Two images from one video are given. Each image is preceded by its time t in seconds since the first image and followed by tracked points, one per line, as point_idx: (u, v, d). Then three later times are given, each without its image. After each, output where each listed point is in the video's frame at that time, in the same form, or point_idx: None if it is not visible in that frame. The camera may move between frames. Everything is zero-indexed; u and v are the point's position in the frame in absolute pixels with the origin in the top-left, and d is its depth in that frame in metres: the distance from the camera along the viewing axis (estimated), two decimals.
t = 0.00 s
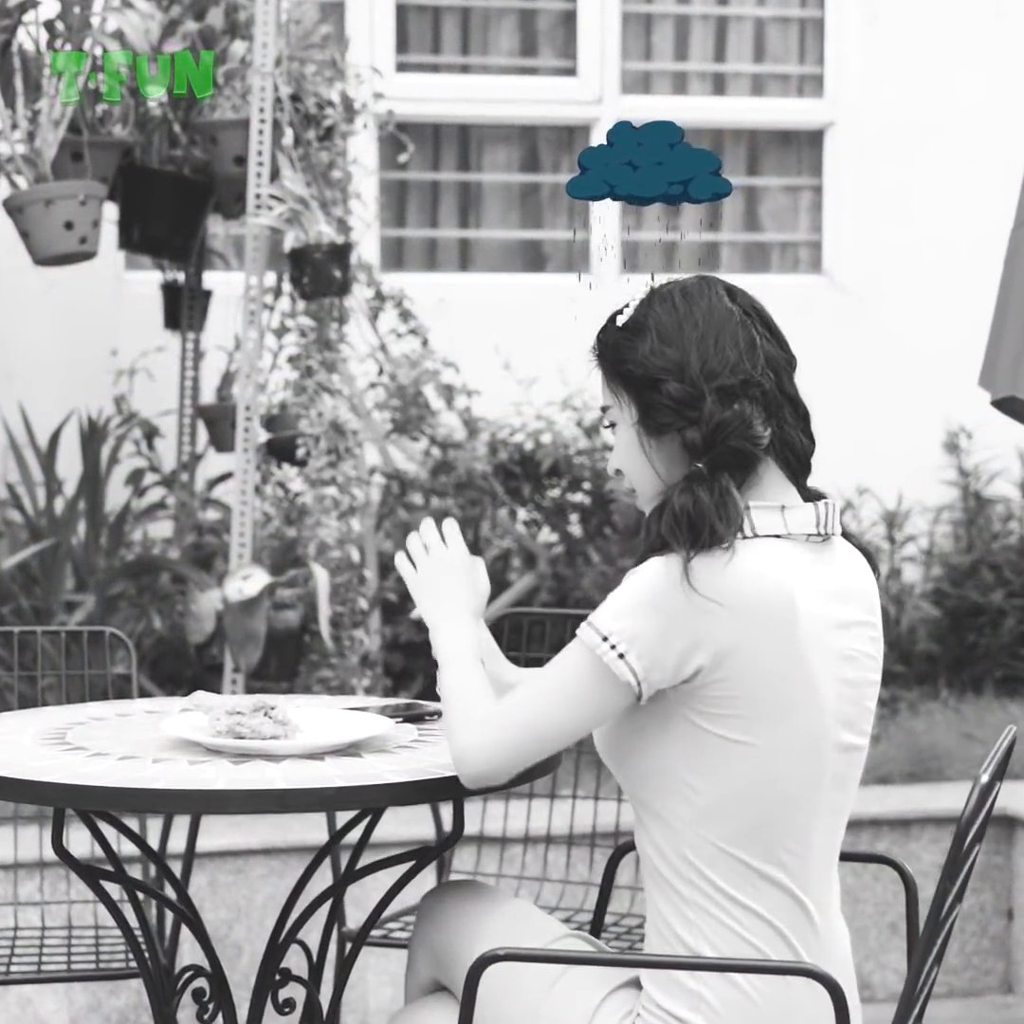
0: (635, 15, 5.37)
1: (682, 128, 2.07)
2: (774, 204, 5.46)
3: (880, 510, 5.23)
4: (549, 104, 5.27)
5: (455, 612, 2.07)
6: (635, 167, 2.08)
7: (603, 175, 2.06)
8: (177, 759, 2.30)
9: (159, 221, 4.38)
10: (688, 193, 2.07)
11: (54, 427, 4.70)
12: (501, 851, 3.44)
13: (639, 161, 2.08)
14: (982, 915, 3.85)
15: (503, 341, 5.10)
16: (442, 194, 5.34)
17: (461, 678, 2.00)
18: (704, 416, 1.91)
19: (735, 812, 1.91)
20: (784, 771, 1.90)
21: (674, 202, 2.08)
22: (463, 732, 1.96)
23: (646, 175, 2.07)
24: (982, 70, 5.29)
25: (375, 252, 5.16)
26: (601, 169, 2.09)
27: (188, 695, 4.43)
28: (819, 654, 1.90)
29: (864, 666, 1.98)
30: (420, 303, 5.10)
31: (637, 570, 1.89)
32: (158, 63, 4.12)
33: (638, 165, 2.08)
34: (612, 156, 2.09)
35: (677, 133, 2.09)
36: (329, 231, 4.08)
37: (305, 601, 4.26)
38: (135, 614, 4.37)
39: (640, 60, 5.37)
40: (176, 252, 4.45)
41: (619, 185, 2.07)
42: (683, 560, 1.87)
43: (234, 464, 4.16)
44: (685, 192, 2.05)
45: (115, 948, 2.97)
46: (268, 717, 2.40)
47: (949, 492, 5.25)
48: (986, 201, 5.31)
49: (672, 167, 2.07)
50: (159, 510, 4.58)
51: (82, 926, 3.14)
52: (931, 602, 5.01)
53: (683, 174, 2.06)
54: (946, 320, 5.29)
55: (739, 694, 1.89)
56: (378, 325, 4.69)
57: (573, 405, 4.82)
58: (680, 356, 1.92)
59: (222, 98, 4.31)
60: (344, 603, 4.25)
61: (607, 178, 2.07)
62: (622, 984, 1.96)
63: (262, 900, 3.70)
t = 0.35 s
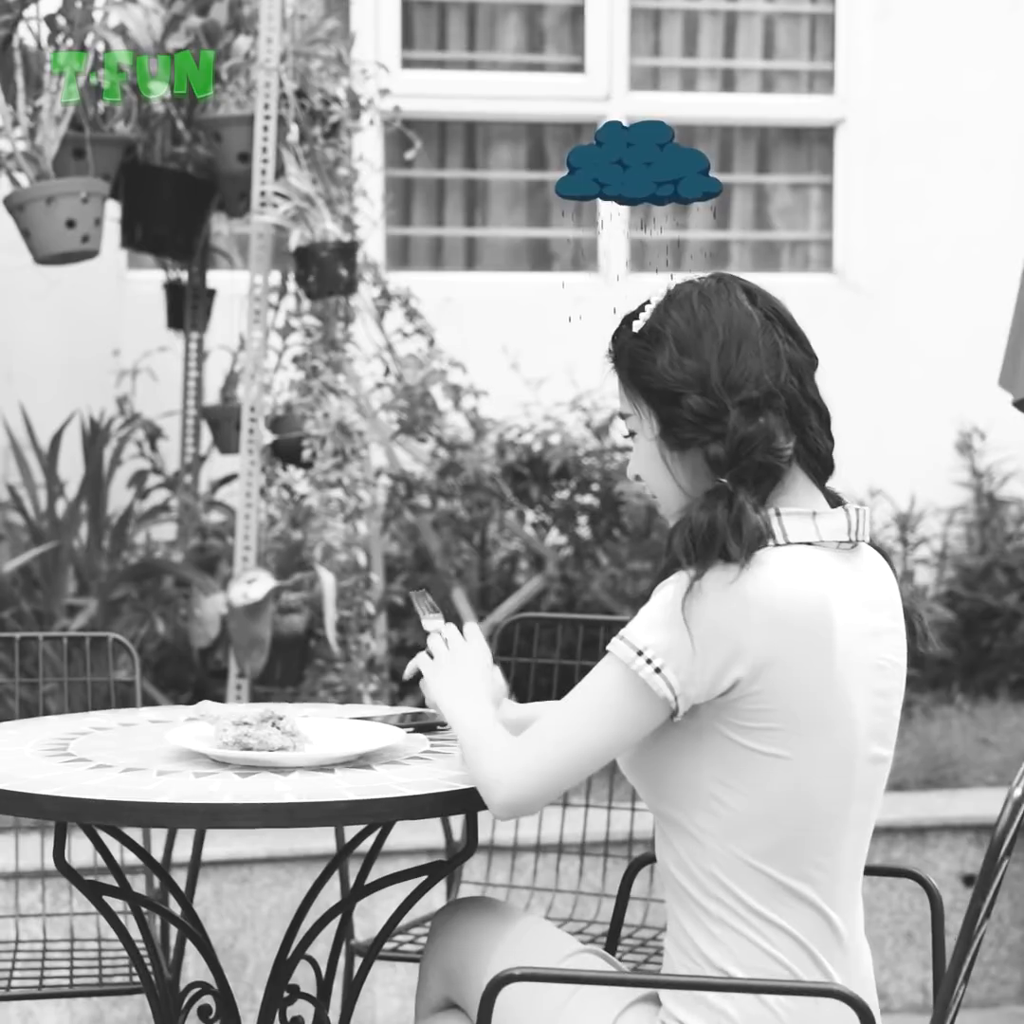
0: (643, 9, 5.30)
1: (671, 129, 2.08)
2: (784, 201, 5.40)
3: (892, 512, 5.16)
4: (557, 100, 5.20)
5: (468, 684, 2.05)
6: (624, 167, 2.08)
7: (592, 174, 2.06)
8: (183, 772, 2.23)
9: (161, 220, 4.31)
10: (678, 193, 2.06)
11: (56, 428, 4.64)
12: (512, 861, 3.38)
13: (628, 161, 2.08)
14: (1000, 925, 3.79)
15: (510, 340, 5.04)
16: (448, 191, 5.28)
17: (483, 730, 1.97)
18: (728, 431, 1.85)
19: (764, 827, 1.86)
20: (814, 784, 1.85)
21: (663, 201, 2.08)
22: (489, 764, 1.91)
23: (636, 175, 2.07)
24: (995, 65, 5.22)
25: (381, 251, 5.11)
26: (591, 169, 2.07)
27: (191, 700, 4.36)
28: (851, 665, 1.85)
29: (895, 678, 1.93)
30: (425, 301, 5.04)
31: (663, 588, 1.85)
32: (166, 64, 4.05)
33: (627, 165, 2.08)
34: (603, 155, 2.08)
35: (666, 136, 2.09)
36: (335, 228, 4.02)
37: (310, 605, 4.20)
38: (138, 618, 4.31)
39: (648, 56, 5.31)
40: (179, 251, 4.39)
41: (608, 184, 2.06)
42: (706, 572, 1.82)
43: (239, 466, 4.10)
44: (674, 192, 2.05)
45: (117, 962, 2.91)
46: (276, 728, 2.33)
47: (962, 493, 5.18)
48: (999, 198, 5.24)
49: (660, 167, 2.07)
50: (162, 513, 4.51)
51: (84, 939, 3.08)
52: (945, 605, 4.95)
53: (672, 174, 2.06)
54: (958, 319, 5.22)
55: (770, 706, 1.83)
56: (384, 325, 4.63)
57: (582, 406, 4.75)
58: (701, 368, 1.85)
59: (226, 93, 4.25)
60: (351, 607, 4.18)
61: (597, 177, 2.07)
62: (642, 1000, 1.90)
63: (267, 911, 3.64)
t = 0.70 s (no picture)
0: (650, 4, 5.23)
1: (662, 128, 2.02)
2: (792, 198, 5.34)
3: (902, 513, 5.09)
4: (563, 96, 5.14)
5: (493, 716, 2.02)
6: (613, 169, 2.03)
7: (580, 173, 2.01)
8: (184, 783, 2.17)
9: (162, 216, 4.25)
10: (666, 194, 2.01)
11: (55, 429, 4.58)
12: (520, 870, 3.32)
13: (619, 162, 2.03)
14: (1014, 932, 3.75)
15: (516, 338, 4.97)
16: (452, 188, 5.22)
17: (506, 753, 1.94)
18: (768, 437, 1.79)
19: (786, 837, 1.80)
20: (837, 794, 1.80)
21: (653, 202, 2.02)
22: (509, 776, 1.87)
23: (624, 175, 2.02)
24: (1008, 59, 5.14)
25: (385, 249, 5.04)
26: (580, 169, 2.03)
27: (192, 704, 4.30)
28: (875, 671, 1.80)
29: (918, 684, 1.88)
30: (430, 299, 4.98)
31: (689, 589, 1.78)
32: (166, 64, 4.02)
33: (615, 166, 2.02)
34: (592, 155, 2.03)
35: (658, 135, 2.04)
36: (338, 225, 3.96)
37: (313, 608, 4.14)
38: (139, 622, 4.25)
39: (655, 51, 5.24)
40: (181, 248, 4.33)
41: (596, 183, 2.01)
42: (744, 575, 1.76)
43: (241, 467, 4.04)
44: (663, 194, 1.99)
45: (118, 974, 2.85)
46: (280, 737, 2.27)
47: (972, 494, 5.12)
48: (1012, 195, 5.17)
49: (650, 168, 2.01)
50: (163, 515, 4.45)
51: (84, 951, 3.02)
52: (956, 608, 4.90)
53: (662, 174, 2.00)
54: (968, 318, 5.16)
55: (793, 712, 1.78)
56: (388, 323, 4.57)
57: (588, 405, 4.69)
58: (734, 372, 1.79)
59: (227, 88, 4.18)
60: (355, 610, 4.13)
61: (585, 177, 2.01)
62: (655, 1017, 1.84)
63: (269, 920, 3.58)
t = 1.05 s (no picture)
0: None
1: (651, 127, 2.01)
2: (797, 196, 5.27)
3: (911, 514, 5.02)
4: (566, 92, 5.07)
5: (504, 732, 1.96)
6: (603, 168, 2.01)
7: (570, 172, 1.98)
8: (181, 795, 2.10)
9: (160, 213, 4.19)
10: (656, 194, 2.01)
11: (52, 430, 4.51)
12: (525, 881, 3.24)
13: (608, 161, 2.01)
14: None
15: (519, 337, 4.91)
16: (455, 185, 5.16)
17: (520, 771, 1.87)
18: (792, 439, 1.72)
19: (802, 850, 1.74)
20: (855, 805, 1.73)
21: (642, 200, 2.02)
22: (523, 792, 1.81)
23: (616, 176, 2.00)
24: (1017, 54, 5.07)
25: (387, 247, 4.98)
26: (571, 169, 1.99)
27: (192, 710, 4.24)
28: (895, 679, 1.73)
29: (938, 692, 1.81)
30: (431, 298, 4.91)
31: (705, 595, 1.71)
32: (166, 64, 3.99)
33: (604, 165, 2.01)
34: (582, 154, 2.00)
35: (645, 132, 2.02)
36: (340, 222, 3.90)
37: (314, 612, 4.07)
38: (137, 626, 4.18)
39: (660, 47, 5.17)
40: (179, 246, 4.27)
41: (588, 182, 1.99)
42: (769, 581, 1.69)
43: (240, 468, 3.97)
44: (654, 194, 2.00)
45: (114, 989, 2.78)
46: (279, 748, 2.20)
47: (981, 496, 5.05)
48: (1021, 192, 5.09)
49: (640, 168, 2.00)
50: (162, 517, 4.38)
51: (80, 964, 2.95)
52: (964, 610, 4.79)
53: (652, 174, 1.99)
54: (976, 317, 5.09)
55: (809, 720, 1.71)
56: (389, 322, 4.50)
57: (593, 405, 4.62)
58: (752, 374, 1.72)
59: (226, 83, 4.12)
60: (356, 614, 4.08)
61: (576, 175, 1.99)
62: None
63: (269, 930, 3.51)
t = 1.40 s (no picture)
0: None
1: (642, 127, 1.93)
2: (800, 193, 5.20)
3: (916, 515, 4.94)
4: (566, 87, 4.99)
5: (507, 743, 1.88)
6: (593, 168, 1.94)
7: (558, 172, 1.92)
8: (169, 809, 2.03)
9: (152, 209, 4.12)
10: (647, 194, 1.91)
11: (43, 430, 4.43)
12: (524, 893, 3.16)
13: (598, 162, 1.94)
14: None
15: (518, 336, 4.83)
16: (452, 182, 5.09)
17: (526, 788, 1.80)
18: (796, 440, 1.64)
19: (818, 868, 1.66)
20: (873, 820, 1.66)
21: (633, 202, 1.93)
22: (532, 811, 1.74)
23: (605, 177, 1.93)
24: None
25: (384, 245, 4.90)
26: (559, 170, 1.93)
27: (185, 715, 4.16)
28: (914, 688, 1.66)
29: (957, 703, 1.74)
30: (429, 296, 4.84)
31: (717, 601, 1.64)
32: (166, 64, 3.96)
33: (594, 165, 1.94)
34: (571, 154, 1.94)
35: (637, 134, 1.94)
36: (335, 219, 3.83)
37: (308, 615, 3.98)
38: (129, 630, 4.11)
39: (660, 41, 5.10)
40: (172, 243, 4.20)
41: (576, 183, 1.92)
42: (782, 587, 1.62)
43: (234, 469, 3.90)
44: (642, 194, 1.91)
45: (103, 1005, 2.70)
46: (271, 760, 2.12)
47: (987, 497, 4.97)
48: None
49: (630, 168, 1.93)
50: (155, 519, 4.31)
51: (68, 979, 2.88)
52: (969, 612, 4.73)
53: (642, 174, 1.91)
54: (981, 317, 5.02)
55: (826, 731, 1.63)
56: (386, 321, 4.43)
57: (592, 405, 4.55)
58: (750, 376, 1.65)
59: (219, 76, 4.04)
60: (352, 619, 4.00)
61: (564, 176, 1.93)
62: None
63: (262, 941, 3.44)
